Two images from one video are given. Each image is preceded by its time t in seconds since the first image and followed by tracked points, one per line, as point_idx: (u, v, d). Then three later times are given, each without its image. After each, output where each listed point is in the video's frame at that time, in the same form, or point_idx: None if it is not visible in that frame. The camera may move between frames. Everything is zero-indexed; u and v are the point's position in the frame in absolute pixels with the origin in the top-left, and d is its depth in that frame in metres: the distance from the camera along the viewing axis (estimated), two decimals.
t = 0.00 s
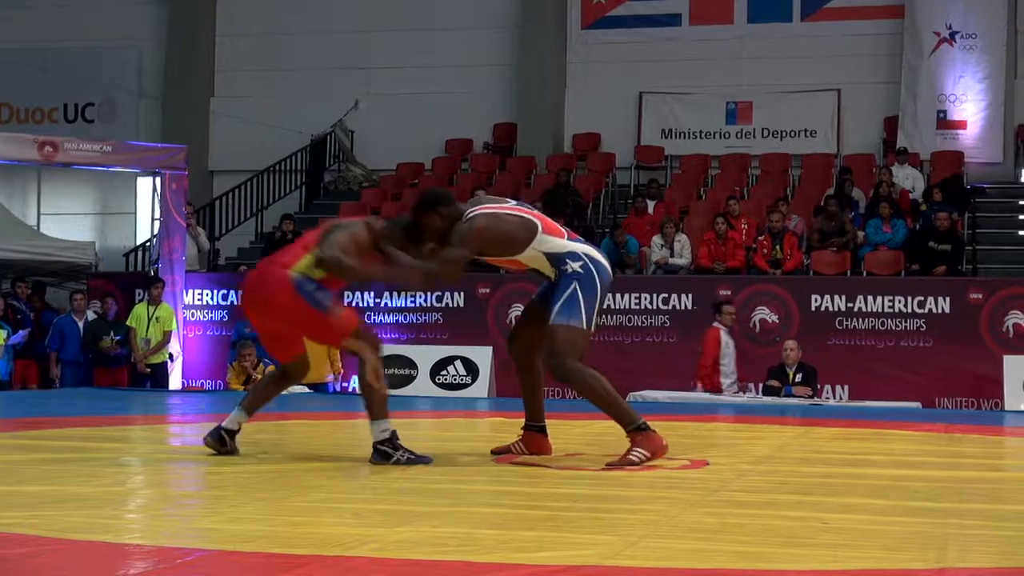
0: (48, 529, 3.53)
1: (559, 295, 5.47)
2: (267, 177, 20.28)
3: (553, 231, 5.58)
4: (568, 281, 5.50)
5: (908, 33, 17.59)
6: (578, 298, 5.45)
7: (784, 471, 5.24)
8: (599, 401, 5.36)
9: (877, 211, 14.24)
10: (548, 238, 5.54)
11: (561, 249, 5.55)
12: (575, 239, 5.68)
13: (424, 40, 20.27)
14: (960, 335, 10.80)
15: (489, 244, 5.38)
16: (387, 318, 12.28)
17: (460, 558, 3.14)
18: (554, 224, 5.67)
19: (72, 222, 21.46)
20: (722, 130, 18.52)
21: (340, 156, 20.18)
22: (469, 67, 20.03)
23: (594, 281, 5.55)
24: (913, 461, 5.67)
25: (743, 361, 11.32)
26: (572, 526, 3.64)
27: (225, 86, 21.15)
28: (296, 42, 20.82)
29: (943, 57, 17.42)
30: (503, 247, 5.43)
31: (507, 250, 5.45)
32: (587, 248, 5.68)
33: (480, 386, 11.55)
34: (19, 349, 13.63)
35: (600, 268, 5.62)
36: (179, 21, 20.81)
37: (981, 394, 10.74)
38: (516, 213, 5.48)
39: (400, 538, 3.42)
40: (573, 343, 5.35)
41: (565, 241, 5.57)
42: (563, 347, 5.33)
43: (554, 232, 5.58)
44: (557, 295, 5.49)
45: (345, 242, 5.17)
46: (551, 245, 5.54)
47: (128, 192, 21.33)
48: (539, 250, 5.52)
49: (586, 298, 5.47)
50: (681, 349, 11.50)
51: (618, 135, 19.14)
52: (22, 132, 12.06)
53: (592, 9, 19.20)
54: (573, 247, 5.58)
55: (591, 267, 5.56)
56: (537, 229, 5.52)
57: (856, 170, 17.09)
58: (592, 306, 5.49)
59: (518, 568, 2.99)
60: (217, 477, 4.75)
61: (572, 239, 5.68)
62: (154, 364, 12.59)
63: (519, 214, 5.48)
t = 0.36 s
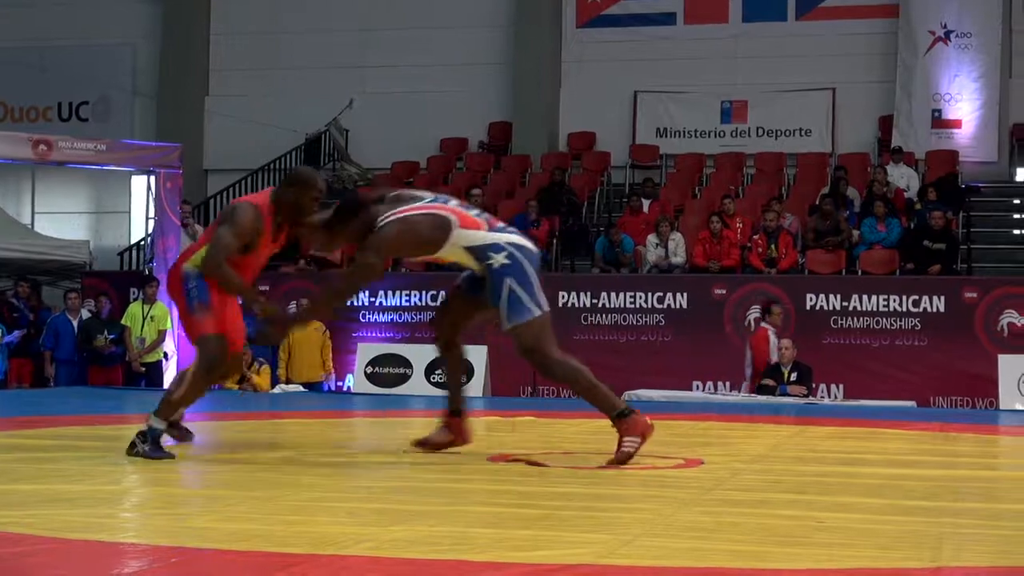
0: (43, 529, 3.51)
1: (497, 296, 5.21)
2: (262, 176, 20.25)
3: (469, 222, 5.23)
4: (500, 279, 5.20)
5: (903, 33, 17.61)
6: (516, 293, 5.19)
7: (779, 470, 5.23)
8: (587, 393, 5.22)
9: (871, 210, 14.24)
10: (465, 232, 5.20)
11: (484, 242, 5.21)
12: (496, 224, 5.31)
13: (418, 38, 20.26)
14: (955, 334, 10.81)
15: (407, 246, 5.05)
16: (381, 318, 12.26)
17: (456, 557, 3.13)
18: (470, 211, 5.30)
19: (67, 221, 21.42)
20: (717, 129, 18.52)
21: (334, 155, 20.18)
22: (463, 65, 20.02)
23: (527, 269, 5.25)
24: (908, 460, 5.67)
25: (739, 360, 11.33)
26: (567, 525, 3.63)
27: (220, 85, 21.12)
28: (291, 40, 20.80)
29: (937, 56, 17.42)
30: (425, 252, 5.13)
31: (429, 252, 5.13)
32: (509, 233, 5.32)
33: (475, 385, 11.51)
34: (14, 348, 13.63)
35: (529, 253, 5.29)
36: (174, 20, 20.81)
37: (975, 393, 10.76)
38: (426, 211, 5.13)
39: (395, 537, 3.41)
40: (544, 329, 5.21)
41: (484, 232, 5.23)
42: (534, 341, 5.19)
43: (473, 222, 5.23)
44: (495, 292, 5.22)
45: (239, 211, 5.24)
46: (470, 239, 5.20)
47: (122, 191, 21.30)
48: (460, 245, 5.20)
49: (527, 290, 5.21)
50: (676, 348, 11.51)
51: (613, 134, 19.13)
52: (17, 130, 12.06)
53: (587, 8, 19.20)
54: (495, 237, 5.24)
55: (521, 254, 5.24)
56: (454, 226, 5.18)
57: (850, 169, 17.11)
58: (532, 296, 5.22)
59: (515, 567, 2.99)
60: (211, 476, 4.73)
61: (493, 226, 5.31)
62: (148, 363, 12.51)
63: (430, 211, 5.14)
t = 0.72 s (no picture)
0: (51, 528, 3.53)
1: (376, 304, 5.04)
2: (270, 176, 20.26)
3: (389, 253, 5.06)
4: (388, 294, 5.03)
5: (911, 32, 17.58)
6: (388, 310, 4.99)
7: (786, 470, 5.22)
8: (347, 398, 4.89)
9: (880, 209, 14.20)
10: (383, 265, 5.03)
11: (396, 269, 5.03)
12: (419, 255, 5.13)
13: (425, 38, 20.27)
14: (963, 333, 10.79)
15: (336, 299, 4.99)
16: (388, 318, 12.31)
17: (463, 556, 3.13)
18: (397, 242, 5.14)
19: (75, 221, 21.46)
20: (724, 129, 18.50)
21: (342, 154, 20.20)
22: (470, 64, 20.03)
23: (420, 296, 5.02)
24: (916, 460, 5.65)
25: (747, 360, 11.32)
26: (575, 525, 3.63)
27: (227, 85, 21.14)
28: (299, 40, 20.82)
29: (945, 55, 17.40)
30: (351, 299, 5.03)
31: (350, 298, 5.02)
32: (428, 263, 5.12)
33: (483, 384, 11.55)
34: (22, 348, 13.68)
35: (436, 284, 5.07)
36: (182, 20, 20.88)
37: (984, 392, 10.73)
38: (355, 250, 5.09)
39: (404, 536, 3.42)
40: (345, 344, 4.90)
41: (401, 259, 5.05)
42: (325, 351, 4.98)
43: (394, 251, 5.06)
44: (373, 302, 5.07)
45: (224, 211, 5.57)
46: (385, 267, 5.02)
47: (130, 191, 21.34)
48: (378, 280, 5.04)
49: (403, 310, 5.00)
50: (684, 347, 11.50)
51: (621, 134, 19.11)
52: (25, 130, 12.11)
53: (594, 8, 19.21)
54: (409, 263, 5.05)
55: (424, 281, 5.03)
56: (369, 259, 5.03)
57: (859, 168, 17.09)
58: (403, 321, 5.00)
59: (522, 566, 2.99)
60: (217, 476, 4.74)
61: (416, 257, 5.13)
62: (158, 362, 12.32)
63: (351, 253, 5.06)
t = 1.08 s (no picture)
0: (73, 527, 3.56)
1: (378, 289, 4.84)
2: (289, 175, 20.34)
3: (405, 236, 4.75)
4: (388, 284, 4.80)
5: (930, 31, 17.52)
6: (380, 303, 4.77)
7: (805, 470, 5.21)
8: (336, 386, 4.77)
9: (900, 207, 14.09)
10: (395, 244, 4.74)
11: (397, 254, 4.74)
12: (429, 244, 4.78)
13: (443, 37, 20.31)
14: (983, 332, 10.75)
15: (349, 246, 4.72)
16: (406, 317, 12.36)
17: (483, 555, 3.15)
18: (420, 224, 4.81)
19: (94, 220, 21.58)
20: (742, 128, 18.46)
21: (360, 154, 20.28)
22: (488, 64, 20.07)
23: (405, 295, 4.75)
24: (936, 460, 5.62)
25: (766, 359, 11.32)
26: (594, 525, 3.64)
27: (245, 85, 21.22)
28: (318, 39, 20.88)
29: (964, 53, 17.30)
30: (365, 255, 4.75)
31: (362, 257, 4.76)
32: (430, 258, 4.77)
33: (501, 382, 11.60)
34: (42, 347, 13.78)
35: (425, 284, 4.74)
36: (201, 20, 21.04)
37: (1004, 392, 10.70)
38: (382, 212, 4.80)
39: (423, 535, 3.44)
40: (335, 330, 4.82)
41: (411, 248, 4.75)
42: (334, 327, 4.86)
43: (404, 233, 4.75)
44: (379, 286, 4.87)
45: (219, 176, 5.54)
46: (388, 248, 4.74)
47: (149, 191, 21.47)
48: (385, 255, 4.76)
49: (390, 306, 4.77)
50: (701, 346, 11.49)
51: (639, 133, 19.10)
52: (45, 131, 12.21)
53: (612, 7, 19.22)
54: (410, 253, 4.75)
55: (412, 279, 4.74)
56: (386, 232, 4.74)
57: (877, 166, 17.05)
58: (387, 319, 4.77)
59: (541, 566, 3.00)
60: (236, 474, 4.77)
61: (426, 246, 4.79)
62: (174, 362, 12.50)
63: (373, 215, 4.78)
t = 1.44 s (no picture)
0: (105, 525, 3.61)
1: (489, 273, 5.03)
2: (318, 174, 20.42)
3: (521, 210, 4.99)
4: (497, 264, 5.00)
5: (962, 28, 17.38)
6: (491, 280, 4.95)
7: (835, 469, 5.19)
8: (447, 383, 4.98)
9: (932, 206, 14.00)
10: (509, 218, 4.97)
11: (513, 229, 4.95)
12: (542, 225, 5.00)
13: (472, 36, 20.32)
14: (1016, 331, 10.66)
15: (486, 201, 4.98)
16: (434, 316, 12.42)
17: (511, 554, 3.17)
18: (538, 204, 5.05)
19: (125, 219, 21.74)
20: (773, 126, 18.40)
21: (390, 153, 20.33)
22: (516, 63, 20.09)
23: (513, 272, 4.92)
24: (967, 459, 5.59)
25: (794, 359, 11.28)
26: (622, 523, 3.65)
27: (275, 84, 21.33)
28: (347, 39, 20.94)
29: (996, 51, 17.16)
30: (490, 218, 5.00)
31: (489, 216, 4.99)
32: (541, 237, 4.98)
33: (531, 381, 11.62)
34: (73, 346, 13.91)
35: (533, 262, 4.93)
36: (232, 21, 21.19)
37: None
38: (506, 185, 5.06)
39: (450, 534, 3.46)
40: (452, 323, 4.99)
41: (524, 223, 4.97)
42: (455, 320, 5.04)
43: (522, 210, 4.99)
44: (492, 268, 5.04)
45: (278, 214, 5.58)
46: (506, 223, 4.97)
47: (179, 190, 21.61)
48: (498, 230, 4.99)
49: (500, 284, 4.94)
50: (731, 346, 11.46)
51: (668, 131, 19.05)
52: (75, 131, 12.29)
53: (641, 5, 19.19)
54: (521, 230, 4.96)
55: (519, 256, 4.93)
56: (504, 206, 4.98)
57: (909, 164, 16.95)
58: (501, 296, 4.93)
59: (568, 565, 3.02)
60: (267, 473, 4.81)
61: (539, 226, 5.00)
62: (205, 361, 12.77)
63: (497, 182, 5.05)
